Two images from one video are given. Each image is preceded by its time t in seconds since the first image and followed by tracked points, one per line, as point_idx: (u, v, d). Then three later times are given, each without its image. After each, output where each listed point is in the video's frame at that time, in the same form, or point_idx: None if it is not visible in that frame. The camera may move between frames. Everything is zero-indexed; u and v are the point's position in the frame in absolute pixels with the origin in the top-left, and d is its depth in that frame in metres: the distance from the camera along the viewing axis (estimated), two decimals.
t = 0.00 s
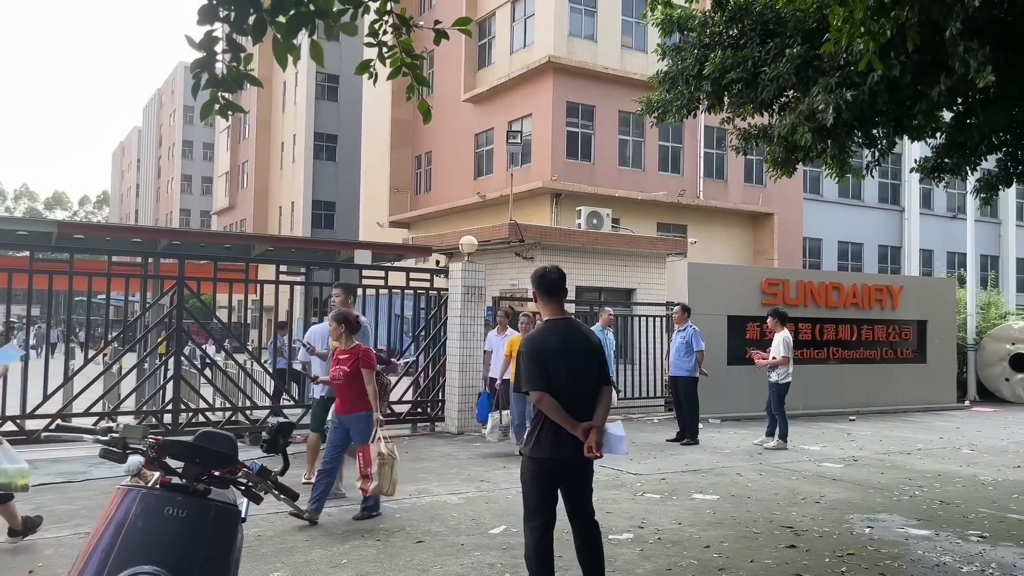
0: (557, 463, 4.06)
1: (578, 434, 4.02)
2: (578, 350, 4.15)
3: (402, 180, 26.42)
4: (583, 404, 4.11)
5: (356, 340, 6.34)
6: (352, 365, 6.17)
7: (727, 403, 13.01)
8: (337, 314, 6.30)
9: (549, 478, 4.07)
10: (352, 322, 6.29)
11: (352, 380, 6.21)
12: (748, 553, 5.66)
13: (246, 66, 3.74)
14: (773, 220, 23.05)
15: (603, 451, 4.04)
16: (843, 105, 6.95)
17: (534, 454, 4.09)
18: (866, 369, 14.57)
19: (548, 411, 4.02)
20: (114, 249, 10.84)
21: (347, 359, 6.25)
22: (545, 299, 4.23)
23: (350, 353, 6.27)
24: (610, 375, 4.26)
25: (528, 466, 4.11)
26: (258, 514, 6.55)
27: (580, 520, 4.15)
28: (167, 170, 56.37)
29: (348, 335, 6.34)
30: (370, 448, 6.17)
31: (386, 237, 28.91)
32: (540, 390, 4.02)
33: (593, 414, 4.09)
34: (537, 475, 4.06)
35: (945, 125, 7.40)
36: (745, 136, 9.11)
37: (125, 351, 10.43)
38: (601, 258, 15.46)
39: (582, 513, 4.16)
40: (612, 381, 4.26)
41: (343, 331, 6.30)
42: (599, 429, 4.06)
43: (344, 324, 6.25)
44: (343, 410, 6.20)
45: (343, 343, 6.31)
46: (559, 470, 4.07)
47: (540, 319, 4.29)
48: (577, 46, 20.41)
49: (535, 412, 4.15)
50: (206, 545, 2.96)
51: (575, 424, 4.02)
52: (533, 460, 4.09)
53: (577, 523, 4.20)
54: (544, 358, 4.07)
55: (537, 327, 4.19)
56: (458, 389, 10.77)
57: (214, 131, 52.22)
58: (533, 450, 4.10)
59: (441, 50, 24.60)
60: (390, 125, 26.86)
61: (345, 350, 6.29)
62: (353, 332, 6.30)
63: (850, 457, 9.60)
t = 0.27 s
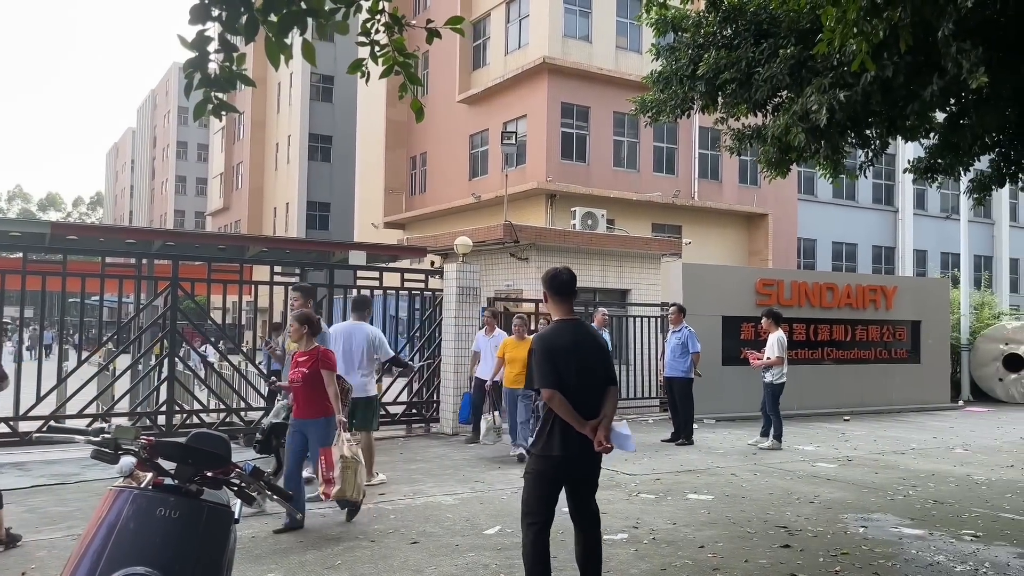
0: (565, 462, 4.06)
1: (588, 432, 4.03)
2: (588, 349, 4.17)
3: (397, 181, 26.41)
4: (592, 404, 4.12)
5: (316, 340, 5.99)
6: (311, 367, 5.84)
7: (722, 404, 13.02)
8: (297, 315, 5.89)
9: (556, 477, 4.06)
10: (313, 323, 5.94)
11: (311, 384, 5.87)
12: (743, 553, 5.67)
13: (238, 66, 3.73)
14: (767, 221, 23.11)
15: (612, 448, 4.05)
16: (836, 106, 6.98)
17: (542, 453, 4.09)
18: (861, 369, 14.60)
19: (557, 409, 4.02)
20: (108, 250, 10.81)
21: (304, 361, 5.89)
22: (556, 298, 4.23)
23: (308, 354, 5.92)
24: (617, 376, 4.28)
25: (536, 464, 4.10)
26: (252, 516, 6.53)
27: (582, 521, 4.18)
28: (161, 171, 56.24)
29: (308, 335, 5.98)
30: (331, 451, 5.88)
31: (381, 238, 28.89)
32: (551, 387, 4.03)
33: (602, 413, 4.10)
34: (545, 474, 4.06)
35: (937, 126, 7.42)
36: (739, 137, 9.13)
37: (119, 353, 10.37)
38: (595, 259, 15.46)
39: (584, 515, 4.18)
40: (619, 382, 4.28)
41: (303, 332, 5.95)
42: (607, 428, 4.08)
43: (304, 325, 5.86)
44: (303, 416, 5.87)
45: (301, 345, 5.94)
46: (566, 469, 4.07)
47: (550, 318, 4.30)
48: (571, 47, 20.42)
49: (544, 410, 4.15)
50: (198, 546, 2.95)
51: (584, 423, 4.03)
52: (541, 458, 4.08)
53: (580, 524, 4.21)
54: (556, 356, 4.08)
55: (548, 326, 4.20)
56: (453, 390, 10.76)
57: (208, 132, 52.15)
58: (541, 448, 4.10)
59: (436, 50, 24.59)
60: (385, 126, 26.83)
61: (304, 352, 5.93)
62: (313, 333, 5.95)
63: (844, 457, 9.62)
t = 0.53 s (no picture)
0: (578, 462, 4.06)
1: (601, 432, 4.05)
2: (599, 351, 4.22)
3: (395, 183, 26.41)
4: (603, 405, 4.16)
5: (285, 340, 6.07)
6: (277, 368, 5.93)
7: (720, 405, 13.03)
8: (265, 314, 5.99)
9: (568, 477, 4.06)
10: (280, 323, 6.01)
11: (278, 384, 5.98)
12: (741, 554, 5.67)
13: (235, 68, 3.73)
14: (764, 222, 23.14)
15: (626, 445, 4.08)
16: (832, 107, 7.01)
17: (554, 453, 4.09)
18: (858, 370, 14.62)
19: (573, 408, 4.03)
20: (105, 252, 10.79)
21: (272, 362, 6.01)
22: (567, 301, 4.29)
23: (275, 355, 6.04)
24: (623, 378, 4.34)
25: (549, 465, 4.08)
26: (250, 518, 6.52)
27: (588, 524, 4.19)
28: (157, 173, 56.19)
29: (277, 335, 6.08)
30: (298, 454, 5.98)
31: (379, 239, 28.87)
32: (567, 386, 4.03)
33: (613, 413, 4.13)
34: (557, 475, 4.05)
35: (934, 127, 7.43)
36: (736, 138, 9.14)
37: (116, 354, 10.32)
38: (592, 260, 15.47)
39: (591, 519, 4.19)
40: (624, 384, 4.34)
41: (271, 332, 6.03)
42: (618, 427, 4.12)
43: (271, 326, 5.95)
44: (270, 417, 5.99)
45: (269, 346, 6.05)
46: (578, 470, 4.07)
47: (559, 321, 4.35)
48: (568, 48, 20.43)
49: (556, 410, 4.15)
50: (195, 548, 2.95)
51: (597, 422, 4.05)
52: (553, 459, 4.08)
53: (586, 528, 4.21)
54: (570, 355, 4.11)
55: (559, 327, 4.24)
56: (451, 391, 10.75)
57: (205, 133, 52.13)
58: (553, 449, 4.10)
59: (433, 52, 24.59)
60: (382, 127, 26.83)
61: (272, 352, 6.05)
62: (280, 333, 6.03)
63: (841, 458, 9.63)
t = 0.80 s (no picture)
0: (587, 463, 4.07)
1: (609, 432, 4.08)
2: (604, 351, 4.25)
3: (394, 184, 26.42)
4: (609, 405, 4.19)
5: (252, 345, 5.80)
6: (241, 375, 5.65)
7: (719, 406, 13.04)
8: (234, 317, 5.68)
9: (576, 477, 4.07)
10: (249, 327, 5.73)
11: (244, 391, 5.74)
12: (741, 555, 5.68)
13: (235, 69, 3.73)
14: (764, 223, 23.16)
15: (632, 444, 4.12)
16: (831, 108, 7.03)
17: (562, 454, 4.09)
18: (857, 371, 14.62)
19: (582, 407, 4.04)
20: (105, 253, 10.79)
21: (238, 367, 5.76)
22: (571, 301, 4.30)
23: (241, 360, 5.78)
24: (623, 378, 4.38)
25: (557, 465, 4.09)
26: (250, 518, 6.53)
27: (593, 527, 4.20)
28: (157, 175, 56.17)
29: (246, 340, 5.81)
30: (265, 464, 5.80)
31: (378, 240, 28.86)
32: (578, 385, 4.04)
33: (618, 413, 4.17)
34: (566, 475, 4.06)
35: (933, 129, 7.45)
36: (735, 139, 9.14)
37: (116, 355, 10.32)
38: (592, 261, 15.48)
39: (596, 521, 4.20)
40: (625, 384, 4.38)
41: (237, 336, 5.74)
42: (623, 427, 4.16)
43: (241, 330, 5.70)
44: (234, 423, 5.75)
45: (236, 350, 5.80)
46: (586, 470, 4.08)
47: (562, 321, 4.34)
48: (568, 49, 20.44)
49: (563, 409, 4.15)
50: (197, 548, 2.95)
51: (605, 421, 4.07)
52: (561, 460, 4.08)
53: (591, 529, 4.22)
54: (578, 356, 4.12)
55: (564, 327, 4.25)
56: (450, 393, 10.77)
57: (204, 135, 52.12)
58: (561, 449, 4.10)
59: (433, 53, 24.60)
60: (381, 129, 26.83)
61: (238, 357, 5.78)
62: (248, 339, 5.77)
63: (841, 459, 9.63)
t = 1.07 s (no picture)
0: (590, 464, 4.07)
1: (612, 434, 4.08)
2: (608, 353, 4.25)
3: (396, 185, 26.44)
4: (612, 407, 4.19)
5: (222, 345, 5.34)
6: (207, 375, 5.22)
7: (722, 407, 13.03)
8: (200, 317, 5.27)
9: (580, 479, 4.07)
10: (218, 325, 5.28)
11: (210, 394, 5.31)
12: (744, 556, 5.67)
13: (240, 71, 3.74)
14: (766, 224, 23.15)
15: (633, 446, 4.13)
16: (834, 109, 7.03)
17: (565, 455, 4.09)
18: (860, 372, 14.61)
19: (584, 410, 4.03)
20: (107, 254, 10.79)
21: (205, 368, 5.33)
22: (576, 302, 4.29)
23: (209, 360, 5.34)
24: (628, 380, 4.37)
25: (560, 466, 4.09)
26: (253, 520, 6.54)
27: (596, 529, 4.21)
28: (159, 176, 56.22)
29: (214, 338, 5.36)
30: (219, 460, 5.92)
31: (380, 242, 28.87)
32: (580, 387, 4.04)
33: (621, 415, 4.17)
34: (569, 477, 4.06)
35: (935, 130, 7.44)
36: (738, 141, 9.14)
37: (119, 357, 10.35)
38: (594, 262, 15.47)
39: (598, 524, 4.20)
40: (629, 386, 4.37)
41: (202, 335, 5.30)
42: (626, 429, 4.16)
43: (208, 328, 5.25)
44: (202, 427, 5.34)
45: (204, 350, 5.35)
46: (590, 472, 4.08)
47: (568, 323, 4.34)
48: (570, 50, 20.44)
49: (566, 411, 4.15)
50: (201, 550, 2.95)
51: (608, 424, 4.07)
52: (564, 461, 4.08)
53: (593, 531, 4.22)
54: (582, 357, 4.12)
55: (569, 329, 4.25)
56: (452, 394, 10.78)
57: (207, 137, 52.18)
58: (563, 450, 4.10)
59: (435, 55, 24.60)
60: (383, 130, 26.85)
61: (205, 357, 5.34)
62: (216, 338, 5.31)
63: (844, 460, 9.62)
